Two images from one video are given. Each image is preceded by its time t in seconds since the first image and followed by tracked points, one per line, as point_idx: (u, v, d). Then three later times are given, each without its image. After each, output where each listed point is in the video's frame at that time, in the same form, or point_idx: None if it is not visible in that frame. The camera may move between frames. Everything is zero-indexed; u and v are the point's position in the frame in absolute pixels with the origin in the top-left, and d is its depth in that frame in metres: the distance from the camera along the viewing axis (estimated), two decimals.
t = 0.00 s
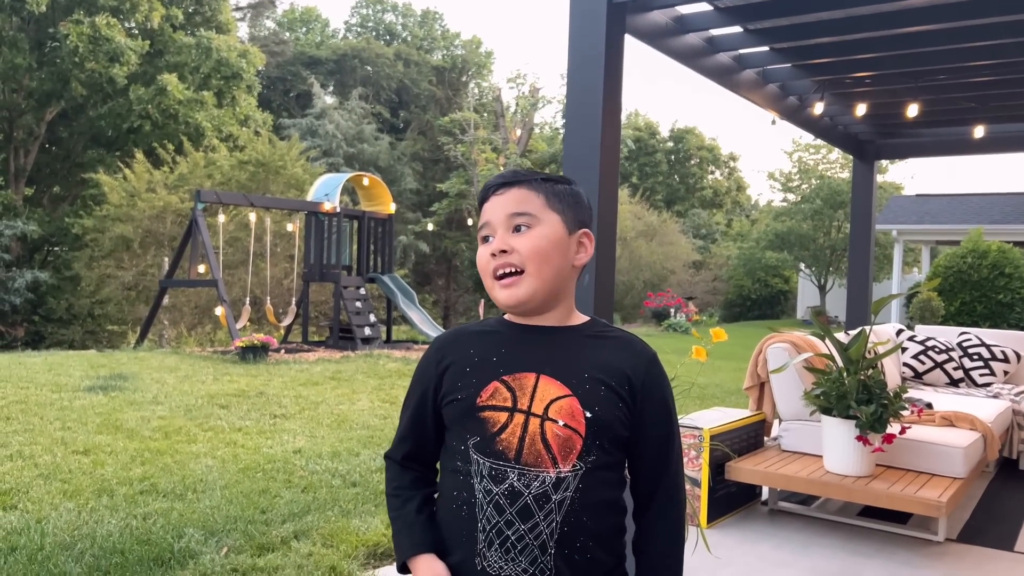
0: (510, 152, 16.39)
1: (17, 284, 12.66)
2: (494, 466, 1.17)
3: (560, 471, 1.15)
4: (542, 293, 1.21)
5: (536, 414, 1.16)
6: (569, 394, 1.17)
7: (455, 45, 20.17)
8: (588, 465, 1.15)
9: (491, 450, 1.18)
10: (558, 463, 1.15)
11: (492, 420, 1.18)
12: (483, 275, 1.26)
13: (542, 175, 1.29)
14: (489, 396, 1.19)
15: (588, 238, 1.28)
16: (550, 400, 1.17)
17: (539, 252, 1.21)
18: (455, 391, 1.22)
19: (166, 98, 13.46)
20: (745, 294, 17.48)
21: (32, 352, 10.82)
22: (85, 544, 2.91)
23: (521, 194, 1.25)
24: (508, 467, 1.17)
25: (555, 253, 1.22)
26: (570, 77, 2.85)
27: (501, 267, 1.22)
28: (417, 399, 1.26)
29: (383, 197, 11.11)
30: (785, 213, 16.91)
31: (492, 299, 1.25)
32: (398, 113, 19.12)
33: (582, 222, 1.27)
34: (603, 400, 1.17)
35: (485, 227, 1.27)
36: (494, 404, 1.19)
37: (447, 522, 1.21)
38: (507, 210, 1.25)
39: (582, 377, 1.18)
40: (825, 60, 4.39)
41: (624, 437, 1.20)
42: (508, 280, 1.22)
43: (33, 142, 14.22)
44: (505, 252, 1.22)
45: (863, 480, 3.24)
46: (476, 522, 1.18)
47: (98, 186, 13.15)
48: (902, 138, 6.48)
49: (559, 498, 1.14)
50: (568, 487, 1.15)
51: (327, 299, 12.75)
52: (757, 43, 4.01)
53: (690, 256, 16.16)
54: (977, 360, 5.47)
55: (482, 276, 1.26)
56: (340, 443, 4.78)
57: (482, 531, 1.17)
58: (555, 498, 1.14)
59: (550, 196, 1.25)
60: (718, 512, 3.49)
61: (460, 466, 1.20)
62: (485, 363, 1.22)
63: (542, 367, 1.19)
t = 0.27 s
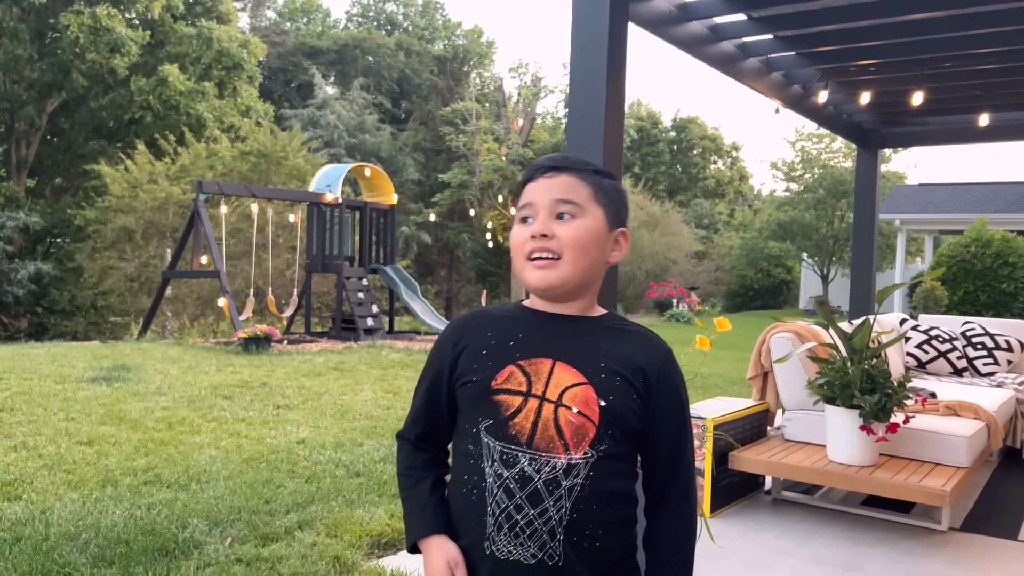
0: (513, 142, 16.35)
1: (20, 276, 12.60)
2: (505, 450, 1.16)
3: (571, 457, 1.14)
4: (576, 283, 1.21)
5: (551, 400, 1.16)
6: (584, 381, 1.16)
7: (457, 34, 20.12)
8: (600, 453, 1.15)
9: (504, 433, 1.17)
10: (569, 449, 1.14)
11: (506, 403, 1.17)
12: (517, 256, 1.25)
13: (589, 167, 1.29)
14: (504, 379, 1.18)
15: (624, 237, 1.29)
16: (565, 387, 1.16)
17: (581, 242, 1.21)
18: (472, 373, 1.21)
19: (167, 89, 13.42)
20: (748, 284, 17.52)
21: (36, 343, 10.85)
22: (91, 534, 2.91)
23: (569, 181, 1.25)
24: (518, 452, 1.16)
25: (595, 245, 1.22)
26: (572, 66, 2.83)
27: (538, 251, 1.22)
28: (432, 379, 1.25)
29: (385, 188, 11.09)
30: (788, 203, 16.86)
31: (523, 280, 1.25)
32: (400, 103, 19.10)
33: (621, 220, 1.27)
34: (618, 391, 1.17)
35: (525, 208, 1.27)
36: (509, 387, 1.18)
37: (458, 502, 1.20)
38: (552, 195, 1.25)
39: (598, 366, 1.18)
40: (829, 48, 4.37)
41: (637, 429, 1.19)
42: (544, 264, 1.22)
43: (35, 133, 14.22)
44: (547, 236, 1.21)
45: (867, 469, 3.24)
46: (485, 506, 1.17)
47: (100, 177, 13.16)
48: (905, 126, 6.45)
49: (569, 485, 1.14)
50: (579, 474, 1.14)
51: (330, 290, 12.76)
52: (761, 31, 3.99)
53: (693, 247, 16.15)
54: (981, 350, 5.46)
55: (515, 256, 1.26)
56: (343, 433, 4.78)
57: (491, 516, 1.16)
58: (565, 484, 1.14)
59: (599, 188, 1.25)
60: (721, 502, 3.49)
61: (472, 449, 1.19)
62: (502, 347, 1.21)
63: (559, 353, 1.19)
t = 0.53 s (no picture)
0: (514, 134, 15.63)
1: (22, 270, 12.63)
2: (532, 434, 1.13)
3: (593, 454, 1.09)
4: (615, 277, 1.13)
5: (581, 394, 1.10)
6: (617, 382, 1.09)
7: (458, 26, 20.06)
8: (624, 454, 1.08)
9: (533, 415, 1.13)
10: (593, 447, 1.08)
11: (538, 389, 1.14)
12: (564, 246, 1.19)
13: (645, 154, 1.20)
14: (541, 363, 1.14)
15: (679, 229, 1.19)
16: (597, 383, 1.10)
17: (620, 234, 1.13)
18: (516, 348, 1.19)
19: (168, 82, 13.40)
20: (750, 275, 17.55)
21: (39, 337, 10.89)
22: (95, 527, 2.92)
23: (616, 170, 1.17)
24: (544, 439, 1.12)
25: (639, 238, 1.14)
26: (575, 57, 2.82)
27: (580, 240, 1.15)
28: (487, 343, 1.24)
29: (387, 180, 11.07)
30: (790, 194, 16.81)
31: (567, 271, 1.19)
32: (401, 95, 19.11)
33: (676, 211, 1.18)
34: (650, 396, 1.08)
35: (575, 196, 1.20)
36: (543, 373, 1.14)
37: (489, 468, 1.18)
38: (599, 183, 1.18)
39: (633, 368, 1.10)
40: (833, 37, 4.34)
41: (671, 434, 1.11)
42: (584, 256, 1.15)
43: (36, 126, 14.24)
44: (588, 226, 1.15)
45: (871, 460, 3.23)
46: (509, 481, 1.14)
47: (102, 170, 13.19)
48: (909, 116, 6.43)
49: (587, 481, 1.08)
50: (599, 470, 1.08)
51: (332, 283, 12.79)
52: (764, 21, 3.97)
53: (695, 238, 16.17)
54: (985, 340, 5.45)
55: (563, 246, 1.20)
56: (346, 426, 4.78)
57: (512, 492, 1.13)
58: (582, 480, 1.08)
59: (649, 178, 1.17)
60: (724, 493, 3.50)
61: (505, 423, 1.17)
62: (546, 329, 1.17)
63: (598, 346, 1.13)
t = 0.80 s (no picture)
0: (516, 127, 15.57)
1: (25, 264, 12.66)
2: (537, 424, 1.19)
3: (587, 450, 1.12)
4: (618, 279, 1.14)
5: (581, 391, 1.13)
6: (616, 381, 1.10)
7: (459, 19, 20.02)
8: (618, 453, 1.09)
9: (539, 406, 1.19)
10: (587, 443, 1.11)
11: (546, 381, 1.19)
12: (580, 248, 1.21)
13: (653, 148, 1.16)
14: (551, 357, 1.19)
15: (691, 223, 1.14)
16: (598, 381, 1.12)
17: (619, 237, 1.13)
18: (537, 340, 1.24)
19: (169, 76, 13.41)
20: (753, 268, 17.85)
21: (43, 332, 10.91)
22: (99, 521, 2.92)
23: (617, 170, 1.16)
24: (546, 430, 1.17)
25: (638, 240, 1.13)
26: (577, 51, 2.81)
27: (584, 243, 1.17)
28: (523, 333, 1.31)
29: (388, 173, 11.05)
30: (793, 185, 16.78)
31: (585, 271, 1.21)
32: (403, 88, 19.11)
33: (686, 207, 1.14)
34: (646, 399, 1.08)
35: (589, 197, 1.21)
36: (551, 366, 1.19)
37: (507, 448, 1.26)
38: (605, 185, 1.17)
39: (635, 369, 1.10)
40: (836, 28, 4.32)
41: (670, 438, 1.09)
42: (589, 261, 1.16)
43: (38, 121, 14.24)
44: (590, 229, 1.16)
45: (874, 452, 3.23)
46: (516, 467, 1.21)
47: (104, 165, 13.20)
48: (912, 108, 6.41)
49: (580, 474, 1.12)
50: (592, 467, 1.11)
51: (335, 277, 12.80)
52: (766, 12, 3.96)
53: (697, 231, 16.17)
54: (988, 332, 5.44)
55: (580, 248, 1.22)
56: (349, 419, 4.79)
57: (517, 478, 1.20)
58: (575, 473, 1.12)
59: (651, 175, 1.14)
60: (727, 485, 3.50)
61: (520, 413, 1.24)
62: (562, 323, 1.20)
63: (604, 345, 1.14)
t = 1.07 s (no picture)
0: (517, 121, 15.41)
1: (27, 260, 12.68)
2: (532, 415, 1.20)
3: (573, 439, 1.12)
4: (602, 272, 1.14)
5: (570, 380, 1.14)
6: (602, 371, 1.10)
7: (460, 13, 19.98)
8: (603, 443, 1.09)
9: (533, 397, 1.21)
10: (573, 432, 1.12)
11: (539, 372, 1.20)
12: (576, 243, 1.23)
13: (636, 140, 1.15)
14: (543, 349, 1.20)
15: (673, 213, 1.12)
16: (584, 371, 1.12)
17: (599, 230, 1.13)
18: (535, 332, 1.25)
19: (169, 71, 13.42)
20: (755, 261, 17.66)
21: (46, 328, 10.92)
22: (103, 516, 2.94)
23: (600, 165, 1.17)
24: (539, 421, 1.18)
25: (618, 231, 1.13)
26: (579, 44, 2.80)
27: (574, 237, 1.18)
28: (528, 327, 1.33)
29: (390, 168, 11.04)
30: (795, 178, 16.74)
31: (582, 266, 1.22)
32: (404, 82, 19.10)
33: (669, 196, 1.12)
34: (629, 389, 1.07)
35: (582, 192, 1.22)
36: (543, 358, 1.19)
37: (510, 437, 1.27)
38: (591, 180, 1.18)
39: (618, 359, 1.09)
40: (838, 21, 4.31)
41: (657, 428, 1.07)
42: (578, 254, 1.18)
43: (39, 117, 14.23)
44: (576, 224, 1.17)
45: (876, 445, 3.23)
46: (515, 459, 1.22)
47: (105, 160, 13.19)
48: (914, 100, 6.38)
49: (566, 463, 1.12)
50: (580, 455, 1.11)
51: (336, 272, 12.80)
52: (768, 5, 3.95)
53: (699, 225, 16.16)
54: (990, 325, 5.44)
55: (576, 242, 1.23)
56: (351, 414, 4.80)
57: (515, 469, 1.21)
58: (563, 462, 1.13)
59: (630, 168, 1.14)
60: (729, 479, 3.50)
61: (521, 406, 1.26)
62: (557, 315, 1.21)
63: (593, 336, 1.14)
